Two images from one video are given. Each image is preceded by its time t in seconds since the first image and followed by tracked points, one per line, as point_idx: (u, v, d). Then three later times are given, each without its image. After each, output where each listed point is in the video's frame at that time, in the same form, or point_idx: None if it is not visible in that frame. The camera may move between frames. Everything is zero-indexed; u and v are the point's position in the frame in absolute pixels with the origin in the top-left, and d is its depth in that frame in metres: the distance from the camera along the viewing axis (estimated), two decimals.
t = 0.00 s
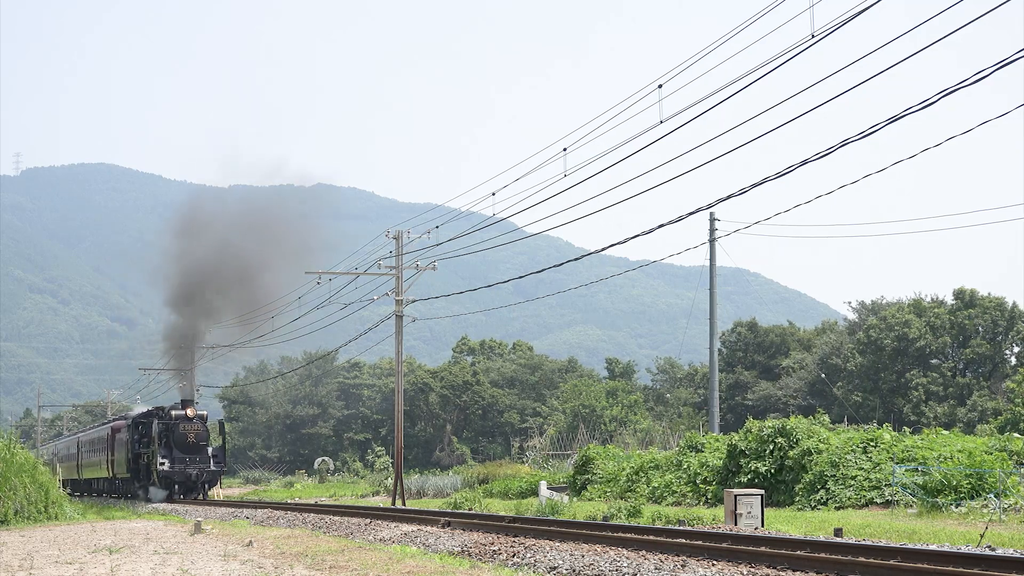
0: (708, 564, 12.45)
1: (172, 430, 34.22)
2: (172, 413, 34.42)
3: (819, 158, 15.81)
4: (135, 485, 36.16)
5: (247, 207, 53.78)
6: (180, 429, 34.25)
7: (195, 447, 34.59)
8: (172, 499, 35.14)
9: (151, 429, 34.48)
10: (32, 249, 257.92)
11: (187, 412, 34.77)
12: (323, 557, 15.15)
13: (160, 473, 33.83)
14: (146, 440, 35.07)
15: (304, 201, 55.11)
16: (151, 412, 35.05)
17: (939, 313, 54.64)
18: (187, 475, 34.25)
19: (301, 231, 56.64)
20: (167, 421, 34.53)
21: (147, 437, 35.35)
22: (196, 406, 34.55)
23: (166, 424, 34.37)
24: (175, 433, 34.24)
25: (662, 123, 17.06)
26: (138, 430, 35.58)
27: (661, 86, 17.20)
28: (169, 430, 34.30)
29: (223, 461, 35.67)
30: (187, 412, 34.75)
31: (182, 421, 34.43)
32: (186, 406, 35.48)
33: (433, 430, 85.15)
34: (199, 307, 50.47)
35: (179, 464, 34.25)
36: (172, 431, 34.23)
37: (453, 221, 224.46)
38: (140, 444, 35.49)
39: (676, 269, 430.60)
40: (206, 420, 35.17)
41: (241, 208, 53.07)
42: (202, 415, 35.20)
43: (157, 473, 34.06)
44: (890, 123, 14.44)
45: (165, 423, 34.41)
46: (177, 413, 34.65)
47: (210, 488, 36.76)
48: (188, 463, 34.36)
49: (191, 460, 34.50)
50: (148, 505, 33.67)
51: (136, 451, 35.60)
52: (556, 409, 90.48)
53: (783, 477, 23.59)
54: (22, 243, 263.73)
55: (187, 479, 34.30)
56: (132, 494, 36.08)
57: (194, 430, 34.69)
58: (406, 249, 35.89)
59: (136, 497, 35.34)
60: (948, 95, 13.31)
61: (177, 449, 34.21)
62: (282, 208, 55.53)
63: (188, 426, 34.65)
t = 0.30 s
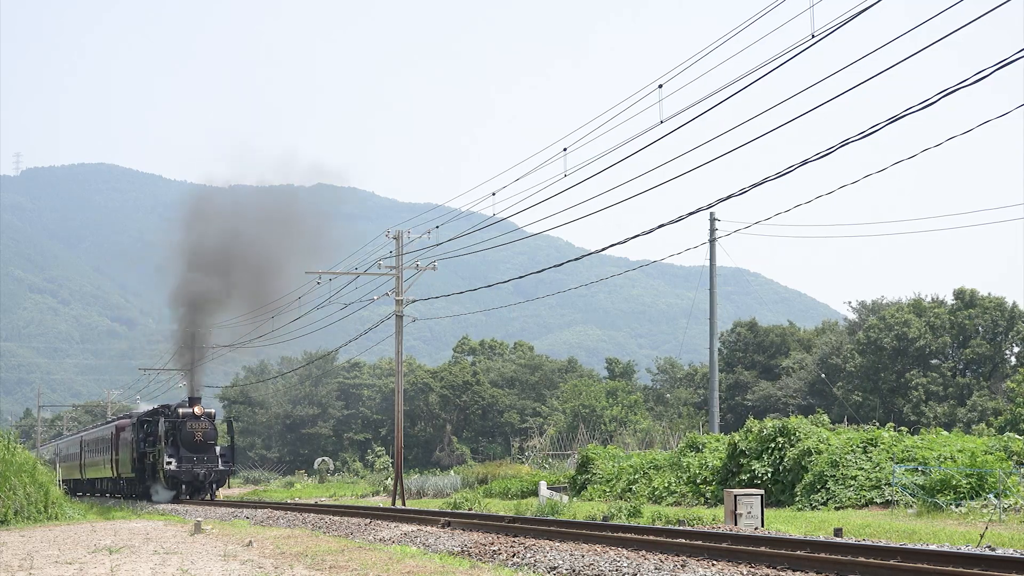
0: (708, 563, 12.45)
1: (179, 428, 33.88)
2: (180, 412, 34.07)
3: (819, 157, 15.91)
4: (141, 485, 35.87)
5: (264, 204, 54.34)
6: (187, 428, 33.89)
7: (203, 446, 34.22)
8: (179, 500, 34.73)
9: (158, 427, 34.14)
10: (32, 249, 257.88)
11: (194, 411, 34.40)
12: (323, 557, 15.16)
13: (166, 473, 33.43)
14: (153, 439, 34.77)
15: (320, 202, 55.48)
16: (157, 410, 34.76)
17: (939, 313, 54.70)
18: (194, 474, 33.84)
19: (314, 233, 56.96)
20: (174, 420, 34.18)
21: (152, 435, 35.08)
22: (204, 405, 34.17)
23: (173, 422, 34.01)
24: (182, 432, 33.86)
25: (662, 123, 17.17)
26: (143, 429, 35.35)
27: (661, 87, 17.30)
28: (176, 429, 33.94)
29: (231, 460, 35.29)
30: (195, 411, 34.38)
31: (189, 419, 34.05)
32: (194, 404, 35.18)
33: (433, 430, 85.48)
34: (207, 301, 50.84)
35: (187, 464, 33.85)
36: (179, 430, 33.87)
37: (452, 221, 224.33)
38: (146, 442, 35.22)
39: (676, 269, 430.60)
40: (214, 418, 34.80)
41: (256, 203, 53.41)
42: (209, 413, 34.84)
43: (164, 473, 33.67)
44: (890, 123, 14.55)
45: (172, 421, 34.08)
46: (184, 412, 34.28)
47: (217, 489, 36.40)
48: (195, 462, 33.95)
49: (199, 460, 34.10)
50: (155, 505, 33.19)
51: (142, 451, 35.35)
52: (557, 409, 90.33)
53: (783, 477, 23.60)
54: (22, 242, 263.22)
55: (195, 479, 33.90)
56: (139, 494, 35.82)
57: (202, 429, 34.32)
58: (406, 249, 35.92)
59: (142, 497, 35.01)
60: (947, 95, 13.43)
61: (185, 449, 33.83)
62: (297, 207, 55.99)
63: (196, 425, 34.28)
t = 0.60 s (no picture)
0: (708, 563, 12.46)
1: (186, 426, 33.38)
2: (187, 410, 33.53)
3: (819, 157, 16.03)
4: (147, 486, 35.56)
5: (278, 197, 54.15)
6: (194, 427, 33.34)
7: (211, 445, 33.69)
8: (187, 500, 34.18)
9: (164, 426, 33.67)
10: (32, 250, 257.94)
11: (202, 409, 33.85)
12: (323, 557, 15.16)
13: (174, 473, 32.92)
14: (160, 439, 34.33)
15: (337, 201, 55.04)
16: (164, 408, 34.30)
17: (939, 312, 54.71)
18: (201, 474, 33.28)
19: (326, 228, 56.91)
20: (181, 418, 33.69)
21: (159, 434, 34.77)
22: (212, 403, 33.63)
23: (180, 421, 33.49)
24: (189, 430, 33.33)
25: (663, 122, 17.29)
26: (150, 427, 35.05)
27: (662, 87, 17.43)
28: (183, 428, 33.42)
29: (240, 460, 34.76)
30: (203, 409, 33.83)
31: (196, 418, 33.51)
32: (203, 402, 34.70)
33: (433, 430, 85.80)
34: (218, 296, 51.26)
35: (194, 463, 33.34)
36: (186, 429, 33.33)
37: (452, 221, 224.37)
38: (153, 441, 34.88)
39: (676, 269, 430.59)
40: (221, 416, 34.26)
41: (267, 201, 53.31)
42: (217, 411, 34.31)
43: (171, 472, 33.15)
44: (888, 123, 14.72)
45: (179, 419, 33.57)
46: (192, 410, 33.76)
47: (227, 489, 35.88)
48: (203, 461, 33.40)
49: (207, 460, 33.58)
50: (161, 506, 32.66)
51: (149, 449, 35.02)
52: (556, 409, 90.14)
53: (783, 477, 23.59)
54: (21, 242, 262.94)
55: (202, 479, 33.37)
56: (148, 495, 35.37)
57: (210, 428, 33.77)
58: (406, 249, 35.97)
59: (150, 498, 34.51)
60: (949, 95, 13.51)
61: (192, 448, 33.30)
62: (310, 204, 55.99)
63: (203, 423, 33.73)
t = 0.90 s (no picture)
0: (708, 564, 12.45)
1: (193, 426, 32.96)
2: (195, 409, 33.19)
3: (819, 157, 16.21)
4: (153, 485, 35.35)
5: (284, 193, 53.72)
6: (202, 425, 33.00)
7: (219, 444, 33.38)
8: (194, 500, 33.88)
9: (172, 424, 33.36)
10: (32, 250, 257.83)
11: (210, 407, 33.48)
12: (323, 557, 15.16)
13: (181, 473, 32.62)
14: (166, 437, 34.01)
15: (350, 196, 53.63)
16: (170, 407, 33.93)
17: (939, 312, 54.68)
18: (210, 474, 32.99)
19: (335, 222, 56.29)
20: (188, 416, 33.37)
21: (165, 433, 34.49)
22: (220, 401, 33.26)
23: (188, 419, 33.16)
24: (197, 429, 33.00)
25: (664, 122, 17.48)
26: (155, 426, 34.80)
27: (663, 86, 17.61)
28: (191, 426, 33.08)
29: (249, 458, 34.46)
30: (210, 407, 33.47)
31: (204, 416, 33.15)
32: (210, 400, 34.33)
33: (433, 430, 85.97)
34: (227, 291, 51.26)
35: (202, 463, 33.04)
36: (194, 428, 33.01)
37: (452, 221, 224.41)
38: (159, 440, 34.59)
39: (676, 269, 430.63)
40: (230, 415, 33.91)
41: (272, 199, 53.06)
42: (225, 409, 33.97)
43: (178, 473, 32.83)
44: (889, 123, 14.83)
45: (186, 418, 33.18)
46: (199, 408, 33.41)
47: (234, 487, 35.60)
48: (211, 462, 33.09)
49: (216, 459, 33.29)
50: (168, 507, 32.32)
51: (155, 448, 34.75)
52: (556, 409, 89.94)
53: (784, 477, 23.58)
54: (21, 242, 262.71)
55: (210, 479, 33.10)
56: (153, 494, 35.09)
57: (219, 426, 33.44)
58: (406, 249, 35.98)
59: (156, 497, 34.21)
60: (949, 94, 13.68)
61: (200, 447, 33.01)
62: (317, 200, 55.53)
63: (211, 422, 33.35)
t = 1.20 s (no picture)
0: (708, 564, 12.46)
1: (202, 423, 32.31)
2: (203, 406, 32.44)
3: (821, 157, 16.40)
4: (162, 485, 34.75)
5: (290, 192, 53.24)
6: (211, 423, 32.25)
7: (228, 442, 32.58)
8: (202, 500, 33.10)
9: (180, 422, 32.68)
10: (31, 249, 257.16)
11: (218, 405, 32.73)
12: (323, 557, 15.17)
13: (189, 472, 31.86)
14: (176, 436, 33.34)
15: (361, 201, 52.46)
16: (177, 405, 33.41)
17: (939, 312, 54.69)
18: (218, 472, 32.23)
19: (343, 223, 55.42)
20: (196, 414, 32.66)
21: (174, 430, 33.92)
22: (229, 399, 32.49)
23: (196, 417, 32.45)
24: (206, 427, 32.24)
25: (665, 123, 17.66)
26: (163, 425, 34.30)
27: (663, 87, 17.82)
28: (199, 424, 32.36)
29: (259, 457, 33.60)
30: (219, 404, 32.71)
31: (213, 414, 32.40)
32: (219, 398, 33.61)
33: (433, 430, 86.04)
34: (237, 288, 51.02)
35: (211, 462, 32.26)
36: (202, 426, 32.26)
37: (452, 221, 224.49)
38: (167, 438, 33.99)
39: (676, 270, 430.73)
40: (239, 412, 33.12)
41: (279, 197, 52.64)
42: (234, 407, 33.21)
43: (186, 471, 32.10)
44: (890, 123, 14.94)
45: (195, 415, 32.52)
46: (208, 405, 32.66)
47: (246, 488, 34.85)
48: (220, 460, 32.33)
49: (225, 458, 32.47)
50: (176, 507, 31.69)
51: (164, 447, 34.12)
52: (556, 409, 89.79)
53: (783, 478, 23.60)
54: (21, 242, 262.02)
55: (219, 478, 32.31)
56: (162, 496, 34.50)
57: (228, 424, 32.65)
58: (406, 249, 35.99)
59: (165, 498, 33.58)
60: (950, 94, 13.92)
61: (209, 445, 32.25)
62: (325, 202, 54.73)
63: (220, 420, 32.66)
